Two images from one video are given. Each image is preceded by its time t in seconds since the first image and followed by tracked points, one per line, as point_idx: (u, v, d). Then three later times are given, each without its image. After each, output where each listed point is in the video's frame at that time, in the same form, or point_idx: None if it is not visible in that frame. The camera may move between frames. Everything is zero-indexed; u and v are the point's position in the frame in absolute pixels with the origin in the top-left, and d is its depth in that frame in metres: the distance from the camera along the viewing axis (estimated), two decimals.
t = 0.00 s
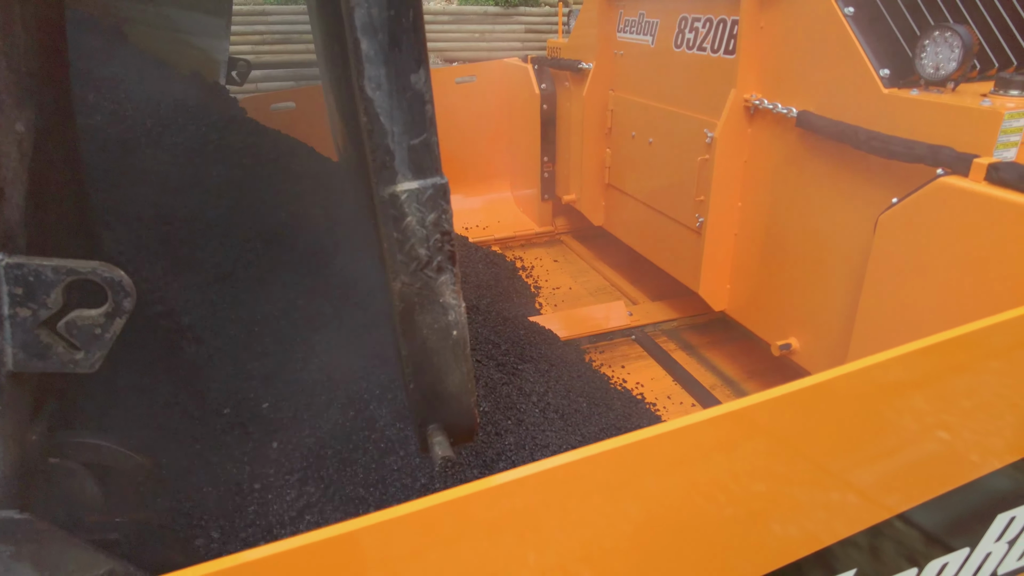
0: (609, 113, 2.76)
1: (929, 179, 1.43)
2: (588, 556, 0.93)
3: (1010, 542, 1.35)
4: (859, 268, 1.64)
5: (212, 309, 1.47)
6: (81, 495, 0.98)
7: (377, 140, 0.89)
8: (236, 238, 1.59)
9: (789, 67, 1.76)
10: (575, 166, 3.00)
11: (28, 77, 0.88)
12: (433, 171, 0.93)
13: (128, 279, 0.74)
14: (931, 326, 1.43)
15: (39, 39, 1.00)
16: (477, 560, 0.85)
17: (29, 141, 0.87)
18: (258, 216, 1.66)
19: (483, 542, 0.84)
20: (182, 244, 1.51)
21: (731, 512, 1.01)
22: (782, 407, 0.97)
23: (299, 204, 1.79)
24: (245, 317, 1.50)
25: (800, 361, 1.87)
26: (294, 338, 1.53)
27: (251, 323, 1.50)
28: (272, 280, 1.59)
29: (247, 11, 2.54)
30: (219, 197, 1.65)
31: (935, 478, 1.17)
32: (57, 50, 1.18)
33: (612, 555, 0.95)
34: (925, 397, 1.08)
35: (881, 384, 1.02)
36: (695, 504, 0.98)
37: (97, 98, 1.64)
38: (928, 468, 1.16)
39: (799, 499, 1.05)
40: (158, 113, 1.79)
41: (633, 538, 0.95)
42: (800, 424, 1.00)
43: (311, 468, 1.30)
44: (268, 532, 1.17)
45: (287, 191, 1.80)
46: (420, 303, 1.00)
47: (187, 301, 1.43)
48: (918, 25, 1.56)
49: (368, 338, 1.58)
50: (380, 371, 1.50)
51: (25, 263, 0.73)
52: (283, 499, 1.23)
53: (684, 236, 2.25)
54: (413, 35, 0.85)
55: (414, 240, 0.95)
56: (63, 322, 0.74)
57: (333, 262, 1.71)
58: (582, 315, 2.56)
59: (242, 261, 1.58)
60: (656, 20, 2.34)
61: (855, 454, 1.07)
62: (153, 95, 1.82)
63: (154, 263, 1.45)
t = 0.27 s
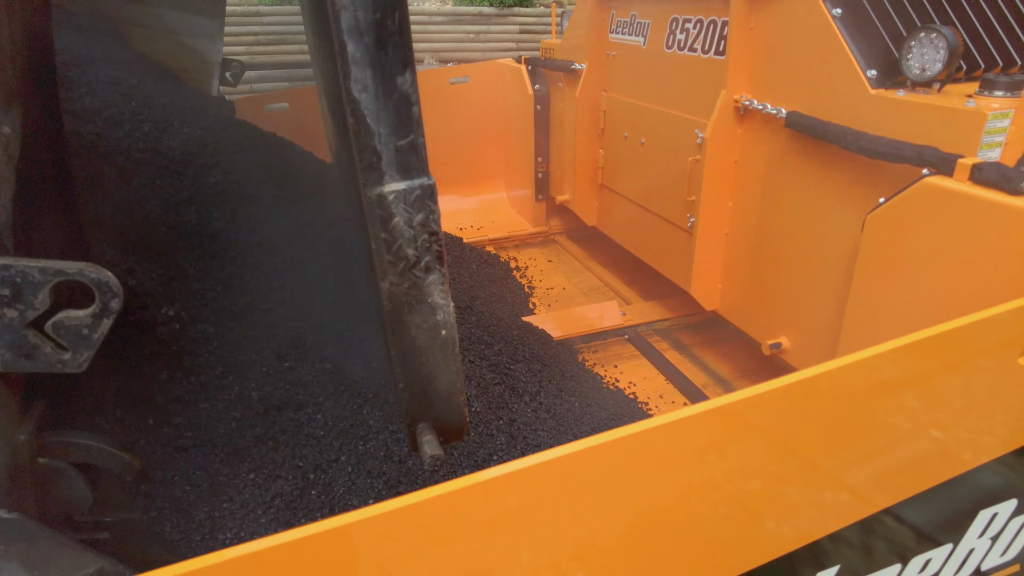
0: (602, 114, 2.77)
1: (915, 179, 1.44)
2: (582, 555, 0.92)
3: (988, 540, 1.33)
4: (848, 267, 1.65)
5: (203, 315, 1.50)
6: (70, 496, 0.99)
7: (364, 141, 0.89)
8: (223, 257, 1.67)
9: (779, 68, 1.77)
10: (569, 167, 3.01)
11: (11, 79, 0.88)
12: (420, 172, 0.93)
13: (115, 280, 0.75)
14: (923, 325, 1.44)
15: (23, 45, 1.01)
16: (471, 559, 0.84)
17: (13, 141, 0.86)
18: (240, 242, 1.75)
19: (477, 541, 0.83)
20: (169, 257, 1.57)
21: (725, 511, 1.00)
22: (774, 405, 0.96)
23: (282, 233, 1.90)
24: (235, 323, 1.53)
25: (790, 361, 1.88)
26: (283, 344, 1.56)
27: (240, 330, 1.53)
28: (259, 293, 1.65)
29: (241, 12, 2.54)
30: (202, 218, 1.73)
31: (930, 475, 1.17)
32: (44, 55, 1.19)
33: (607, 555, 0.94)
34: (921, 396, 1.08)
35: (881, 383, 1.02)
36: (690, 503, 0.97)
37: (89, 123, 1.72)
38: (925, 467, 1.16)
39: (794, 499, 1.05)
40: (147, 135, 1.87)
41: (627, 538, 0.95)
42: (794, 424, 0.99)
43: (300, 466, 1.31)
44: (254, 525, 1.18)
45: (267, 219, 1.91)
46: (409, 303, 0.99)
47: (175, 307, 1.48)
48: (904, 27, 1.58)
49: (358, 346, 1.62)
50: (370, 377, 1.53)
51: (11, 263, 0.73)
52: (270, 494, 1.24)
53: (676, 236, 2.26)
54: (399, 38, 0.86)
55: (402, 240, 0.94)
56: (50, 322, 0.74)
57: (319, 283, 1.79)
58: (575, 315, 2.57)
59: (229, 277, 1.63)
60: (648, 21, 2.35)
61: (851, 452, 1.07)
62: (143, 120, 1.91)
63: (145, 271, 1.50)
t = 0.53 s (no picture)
0: (595, 115, 2.77)
1: (902, 181, 1.45)
2: (577, 555, 0.91)
3: (978, 540, 1.30)
4: (837, 267, 1.66)
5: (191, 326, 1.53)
6: (59, 499, 0.99)
7: (352, 144, 0.89)
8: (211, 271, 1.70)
9: (769, 69, 1.77)
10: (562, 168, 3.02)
11: None
12: (408, 176, 0.93)
13: (102, 284, 0.75)
14: (914, 325, 1.44)
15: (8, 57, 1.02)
16: (465, 560, 0.84)
17: None
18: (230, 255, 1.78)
19: (471, 543, 0.83)
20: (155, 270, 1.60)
21: (720, 511, 1.00)
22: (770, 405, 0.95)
23: (274, 243, 1.92)
24: (225, 332, 1.56)
25: (781, 361, 1.89)
26: (275, 350, 1.57)
27: (229, 338, 1.55)
28: (248, 304, 1.67)
29: (235, 13, 2.54)
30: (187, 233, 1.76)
31: (926, 478, 1.15)
32: (31, 61, 1.19)
33: (602, 556, 0.93)
34: (918, 396, 1.06)
35: (872, 384, 1.01)
36: (685, 503, 0.97)
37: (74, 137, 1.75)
38: (923, 470, 1.14)
39: (790, 500, 1.04)
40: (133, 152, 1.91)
41: (622, 539, 0.94)
42: (789, 426, 0.98)
43: (288, 470, 1.32)
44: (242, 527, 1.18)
45: (259, 230, 1.93)
46: (397, 306, 0.98)
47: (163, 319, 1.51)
48: (891, 28, 1.59)
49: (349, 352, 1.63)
50: (361, 382, 1.54)
51: None
52: (258, 498, 1.25)
53: (668, 237, 2.27)
54: (386, 42, 0.86)
55: (391, 243, 0.94)
56: (38, 327, 0.74)
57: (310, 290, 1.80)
58: (569, 316, 2.58)
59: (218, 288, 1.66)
60: (639, 23, 2.36)
61: (846, 455, 1.06)
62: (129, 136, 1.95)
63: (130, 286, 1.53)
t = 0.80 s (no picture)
0: (588, 116, 2.78)
1: (892, 182, 1.46)
2: (572, 555, 0.91)
3: (967, 539, 1.30)
4: (829, 267, 1.66)
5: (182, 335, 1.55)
6: (48, 505, 1.02)
7: (342, 147, 0.89)
8: (202, 279, 1.71)
9: (760, 70, 1.78)
10: (555, 168, 3.02)
11: None
12: (398, 178, 0.92)
13: (89, 288, 0.75)
14: (905, 325, 1.45)
15: None
16: (460, 561, 0.84)
17: None
18: (222, 263, 1.80)
19: (466, 544, 0.83)
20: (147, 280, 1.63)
21: (714, 511, 1.00)
22: (761, 403, 0.95)
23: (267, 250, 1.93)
24: (215, 341, 1.57)
25: (773, 361, 1.90)
26: (266, 360, 1.59)
27: (221, 346, 1.57)
28: (240, 313, 1.68)
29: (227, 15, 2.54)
30: (181, 242, 1.78)
31: (919, 477, 1.16)
32: (17, 65, 1.19)
33: (596, 557, 0.93)
34: (910, 395, 1.06)
35: (866, 384, 1.01)
36: (680, 503, 0.97)
37: (63, 148, 1.76)
38: (916, 470, 1.14)
39: (783, 499, 1.04)
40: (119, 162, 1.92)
41: (617, 540, 0.94)
42: (783, 426, 0.99)
43: (278, 475, 1.32)
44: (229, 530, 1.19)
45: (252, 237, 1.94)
46: (389, 307, 0.97)
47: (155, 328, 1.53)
48: (881, 30, 1.60)
49: (341, 362, 1.64)
50: (351, 392, 1.56)
51: None
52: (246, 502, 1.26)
53: (661, 237, 2.28)
54: (375, 45, 0.86)
55: (381, 245, 0.93)
56: (24, 331, 0.74)
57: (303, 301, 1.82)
58: (563, 316, 2.58)
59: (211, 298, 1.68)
60: (632, 24, 2.36)
61: (839, 454, 1.06)
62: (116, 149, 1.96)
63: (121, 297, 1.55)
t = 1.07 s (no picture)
0: (579, 117, 2.78)
1: (878, 183, 1.47)
2: (564, 556, 0.91)
3: (952, 538, 1.31)
4: (817, 268, 1.67)
5: (174, 341, 1.56)
6: (32, 508, 0.99)
7: (327, 150, 0.88)
8: (190, 284, 1.72)
9: (749, 72, 1.79)
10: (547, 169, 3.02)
11: None
12: (383, 181, 0.92)
13: (71, 293, 0.75)
14: (894, 324, 1.45)
15: None
16: (452, 562, 0.84)
17: None
18: (210, 268, 1.81)
19: (457, 545, 0.83)
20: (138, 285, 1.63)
21: (705, 511, 1.00)
22: (751, 402, 0.95)
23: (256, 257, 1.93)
24: (203, 346, 1.58)
25: (763, 362, 1.90)
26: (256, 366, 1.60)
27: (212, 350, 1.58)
28: (232, 318, 1.69)
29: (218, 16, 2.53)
30: (172, 251, 1.78)
31: (909, 476, 1.16)
32: None
33: (587, 557, 0.93)
34: (901, 394, 1.06)
35: (856, 383, 1.01)
36: (672, 503, 0.97)
37: (48, 154, 1.76)
38: (906, 469, 1.15)
39: (774, 499, 1.04)
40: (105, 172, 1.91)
41: (608, 540, 0.94)
42: (773, 426, 0.99)
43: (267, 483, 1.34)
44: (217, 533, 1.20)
45: (242, 244, 1.95)
46: (375, 310, 0.96)
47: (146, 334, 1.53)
48: (868, 32, 1.61)
49: (330, 369, 1.66)
50: (341, 399, 1.57)
51: None
52: (236, 508, 1.27)
53: (652, 238, 2.28)
54: (359, 49, 0.85)
55: (367, 248, 0.92)
56: (5, 335, 0.74)
57: (293, 306, 1.82)
58: (555, 317, 2.58)
59: (202, 304, 1.68)
60: (622, 25, 2.37)
61: (830, 454, 1.06)
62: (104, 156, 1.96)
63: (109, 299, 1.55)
